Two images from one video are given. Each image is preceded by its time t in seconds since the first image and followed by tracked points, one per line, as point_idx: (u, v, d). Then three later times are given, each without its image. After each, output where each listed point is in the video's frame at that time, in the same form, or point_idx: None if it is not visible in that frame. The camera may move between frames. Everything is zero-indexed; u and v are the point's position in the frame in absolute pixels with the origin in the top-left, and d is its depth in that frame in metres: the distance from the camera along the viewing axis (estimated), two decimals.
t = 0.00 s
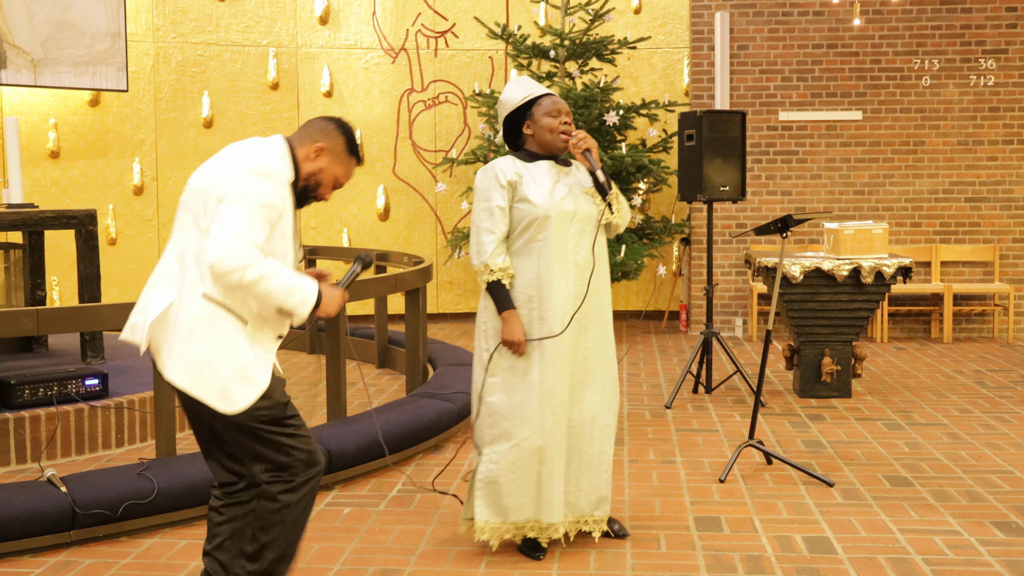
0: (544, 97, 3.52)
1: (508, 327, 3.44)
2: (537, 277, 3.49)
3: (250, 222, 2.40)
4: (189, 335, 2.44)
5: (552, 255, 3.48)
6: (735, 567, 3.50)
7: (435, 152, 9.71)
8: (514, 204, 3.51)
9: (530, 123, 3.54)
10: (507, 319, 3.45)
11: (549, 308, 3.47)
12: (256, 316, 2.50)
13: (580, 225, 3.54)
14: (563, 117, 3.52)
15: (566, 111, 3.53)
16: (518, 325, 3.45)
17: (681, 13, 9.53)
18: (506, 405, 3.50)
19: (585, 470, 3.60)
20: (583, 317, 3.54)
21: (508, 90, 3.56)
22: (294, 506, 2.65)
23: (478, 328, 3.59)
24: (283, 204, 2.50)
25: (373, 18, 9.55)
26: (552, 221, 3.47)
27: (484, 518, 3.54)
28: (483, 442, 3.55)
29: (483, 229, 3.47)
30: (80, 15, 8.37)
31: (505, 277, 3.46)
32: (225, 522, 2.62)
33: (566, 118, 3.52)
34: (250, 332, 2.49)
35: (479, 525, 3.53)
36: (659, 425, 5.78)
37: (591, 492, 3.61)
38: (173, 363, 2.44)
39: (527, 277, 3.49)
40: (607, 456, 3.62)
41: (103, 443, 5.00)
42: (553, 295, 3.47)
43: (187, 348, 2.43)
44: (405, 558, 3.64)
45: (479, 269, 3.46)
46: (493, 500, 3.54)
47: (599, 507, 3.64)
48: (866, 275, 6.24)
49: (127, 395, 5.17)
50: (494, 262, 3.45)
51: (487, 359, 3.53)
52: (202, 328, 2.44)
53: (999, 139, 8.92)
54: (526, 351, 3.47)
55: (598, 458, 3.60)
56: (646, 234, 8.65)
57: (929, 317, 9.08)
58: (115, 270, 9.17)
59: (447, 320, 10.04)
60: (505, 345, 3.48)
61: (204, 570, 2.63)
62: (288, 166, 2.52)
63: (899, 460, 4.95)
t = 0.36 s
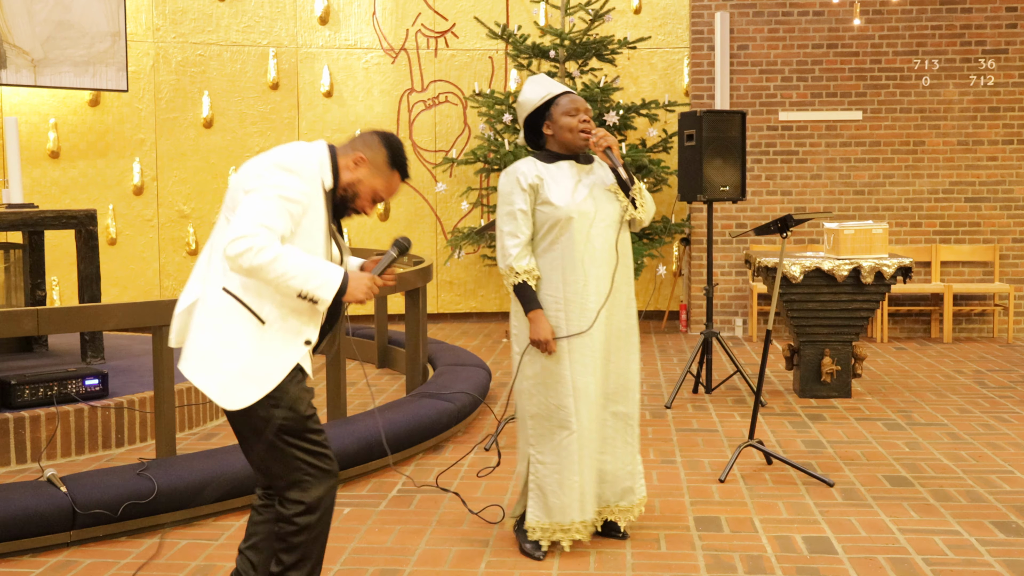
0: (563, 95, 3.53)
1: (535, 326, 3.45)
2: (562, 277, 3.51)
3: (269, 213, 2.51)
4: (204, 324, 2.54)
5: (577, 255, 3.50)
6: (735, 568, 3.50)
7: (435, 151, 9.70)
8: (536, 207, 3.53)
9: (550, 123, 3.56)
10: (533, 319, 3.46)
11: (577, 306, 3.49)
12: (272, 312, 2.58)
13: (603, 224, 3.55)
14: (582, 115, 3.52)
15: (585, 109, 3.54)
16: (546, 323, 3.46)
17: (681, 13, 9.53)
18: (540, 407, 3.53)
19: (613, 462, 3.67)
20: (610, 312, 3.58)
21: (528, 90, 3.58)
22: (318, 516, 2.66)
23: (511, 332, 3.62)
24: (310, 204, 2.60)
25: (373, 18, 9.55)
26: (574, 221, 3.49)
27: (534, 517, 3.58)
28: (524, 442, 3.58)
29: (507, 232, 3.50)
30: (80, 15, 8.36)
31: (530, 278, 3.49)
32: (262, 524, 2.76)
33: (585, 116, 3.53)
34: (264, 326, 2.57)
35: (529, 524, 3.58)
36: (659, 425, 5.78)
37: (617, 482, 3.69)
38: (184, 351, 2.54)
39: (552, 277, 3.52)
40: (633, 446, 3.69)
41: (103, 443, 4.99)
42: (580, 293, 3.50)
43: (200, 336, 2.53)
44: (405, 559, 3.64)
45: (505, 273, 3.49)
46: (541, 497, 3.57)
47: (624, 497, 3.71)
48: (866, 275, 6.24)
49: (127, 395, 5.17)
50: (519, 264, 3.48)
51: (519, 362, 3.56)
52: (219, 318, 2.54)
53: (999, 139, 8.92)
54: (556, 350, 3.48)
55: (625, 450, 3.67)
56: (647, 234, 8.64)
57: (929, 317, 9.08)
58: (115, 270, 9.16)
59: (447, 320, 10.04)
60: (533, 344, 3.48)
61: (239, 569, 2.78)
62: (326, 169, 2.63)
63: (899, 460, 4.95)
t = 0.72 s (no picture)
0: (573, 94, 3.55)
1: (525, 320, 3.54)
2: (557, 273, 3.57)
3: (284, 222, 2.51)
4: (223, 324, 2.58)
5: (571, 251, 3.53)
6: (735, 568, 3.50)
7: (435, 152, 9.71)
8: (539, 203, 3.59)
9: (560, 121, 3.59)
10: (524, 312, 3.56)
11: (570, 303, 3.53)
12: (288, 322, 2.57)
13: (603, 221, 3.56)
14: (591, 114, 3.53)
15: (595, 108, 3.54)
16: (536, 318, 3.55)
17: (681, 13, 9.53)
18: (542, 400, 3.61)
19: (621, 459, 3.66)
20: (611, 309, 3.56)
21: (542, 87, 3.62)
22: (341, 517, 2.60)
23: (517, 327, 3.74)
24: (333, 218, 2.59)
25: (373, 18, 9.55)
26: (570, 217, 3.52)
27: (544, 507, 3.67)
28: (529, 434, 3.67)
29: (509, 227, 3.60)
30: (80, 15, 8.35)
31: (525, 272, 3.59)
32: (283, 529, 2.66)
33: (594, 115, 3.53)
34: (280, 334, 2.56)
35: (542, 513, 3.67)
36: (660, 425, 5.78)
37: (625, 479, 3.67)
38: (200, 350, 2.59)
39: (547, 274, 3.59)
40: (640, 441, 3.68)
41: (102, 443, 4.99)
42: (573, 290, 3.52)
43: (218, 340, 2.57)
44: (405, 559, 3.64)
45: (501, 264, 3.61)
46: (553, 488, 3.67)
47: (633, 495, 3.69)
48: (866, 275, 6.24)
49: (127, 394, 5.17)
50: (515, 257, 3.59)
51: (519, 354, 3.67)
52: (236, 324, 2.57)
53: (999, 139, 8.92)
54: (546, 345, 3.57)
55: (632, 445, 3.66)
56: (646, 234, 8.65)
57: (929, 317, 9.08)
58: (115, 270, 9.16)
59: (447, 320, 10.05)
60: (524, 338, 3.58)
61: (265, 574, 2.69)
62: (359, 183, 2.63)
63: (899, 460, 4.95)
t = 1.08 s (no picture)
0: (568, 95, 3.54)
1: (509, 315, 3.53)
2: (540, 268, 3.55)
3: (305, 205, 2.54)
4: (276, 315, 2.59)
5: (555, 249, 3.52)
6: (734, 567, 3.50)
7: (435, 152, 9.71)
8: (527, 199, 3.60)
9: (555, 123, 3.60)
10: (508, 307, 3.56)
11: (551, 299, 3.52)
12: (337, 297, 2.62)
13: (590, 219, 3.54)
14: (585, 114, 3.53)
15: (589, 109, 3.54)
16: (519, 314, 3.54)
17: (681, 13, 9.53)
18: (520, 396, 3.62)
19: (597, 463, 3.63)
20: (593, 309, 3.54)
21: (537, 91, 3.63)
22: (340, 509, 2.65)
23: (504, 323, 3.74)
24: (344, 184, 2.60)
25: (373, 18, 9.55)
26: (556, 214, 3.52)
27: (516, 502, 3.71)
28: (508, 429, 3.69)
29: (497, 222, 3.61)
30: (80, 15, 8.34)
31: (510, 268, 3.57)
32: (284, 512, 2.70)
33: (588, 116, 3.53)
34: (336, 309, 2.61)
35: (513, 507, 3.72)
36: (660, 425, 5.78)
37: (600, 483, 3.64)
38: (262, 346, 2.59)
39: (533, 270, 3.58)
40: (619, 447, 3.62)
41: (102, 443, 4.99)
42: (554, 286, 3.52)
43: (275, 331, 2.58)
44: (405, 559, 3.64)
45: (488, 260, 3.59)
46: (520, 484, 3.68)
47: (608, 499, 3.66)
48: (866, 275, 6.24)
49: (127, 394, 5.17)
50: (501, 253, 3.58)
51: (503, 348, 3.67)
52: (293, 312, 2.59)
53: (999, 139, 8.92)
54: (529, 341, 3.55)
55: (608, 450, 3.62)
56: (646, 235, 8.66)
57: (929, 317, 9.08)
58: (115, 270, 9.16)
59: (446, 320, 10.05)
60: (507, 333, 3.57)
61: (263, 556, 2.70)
62: (363, 144, 2.66)
63: (899, 460, 4.95)
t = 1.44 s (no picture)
0: (542, 95, 3.53)
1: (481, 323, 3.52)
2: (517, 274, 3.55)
3: (301, 213, 2.64)
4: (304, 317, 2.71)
5: (531, 254, 3.53)
6: (735, 568, 3.50)
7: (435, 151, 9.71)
8: (501, 204, 3.60)
9: (527, 122, 3.58)
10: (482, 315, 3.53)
11: (527, 306, 3.52)
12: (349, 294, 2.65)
13: (567, 224, 3.57)
14: (560, 116, 3.53)
15: (564, 110, 3.54)
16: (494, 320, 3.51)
17: (681, 13, 9.53)
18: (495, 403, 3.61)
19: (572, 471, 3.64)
20: (568, 317, 3.57)
21: (509, 88, 3.59)
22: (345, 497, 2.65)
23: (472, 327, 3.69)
24: (335, 185, 2.64)
25: (373, 18, 9.55)
26: (534, 219, 3.53)
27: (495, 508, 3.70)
28: (477, 436, 3.65)
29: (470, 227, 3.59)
30: (80, 15, 8.35)
31: (485, 274, 3.52)
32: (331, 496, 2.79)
33: (562, 117, 3.53)
34: (347, 307, 2.64)
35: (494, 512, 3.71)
36: (660, 425, 5.78)
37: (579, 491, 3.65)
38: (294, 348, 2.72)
39: (508, 277, 3.56)
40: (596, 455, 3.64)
41: (102, 443, 4.99)
42: (531, 292, 3.52)
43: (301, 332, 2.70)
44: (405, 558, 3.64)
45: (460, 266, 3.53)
46: (496, 489, 3.68)
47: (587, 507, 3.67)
48: (866, 275, 6.24)
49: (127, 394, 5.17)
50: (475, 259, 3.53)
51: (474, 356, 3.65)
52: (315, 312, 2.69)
53: (999, 139, 8.92)
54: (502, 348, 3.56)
55: (584, 458, 3.64)
56: (646, 235, 8.67)
57: (929, 317, 9.08)
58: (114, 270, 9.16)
59: (447, 320, 10.05)
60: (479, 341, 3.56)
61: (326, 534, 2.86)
62: (358, 147, 2.70)
63: (898, 460, 4.95)
